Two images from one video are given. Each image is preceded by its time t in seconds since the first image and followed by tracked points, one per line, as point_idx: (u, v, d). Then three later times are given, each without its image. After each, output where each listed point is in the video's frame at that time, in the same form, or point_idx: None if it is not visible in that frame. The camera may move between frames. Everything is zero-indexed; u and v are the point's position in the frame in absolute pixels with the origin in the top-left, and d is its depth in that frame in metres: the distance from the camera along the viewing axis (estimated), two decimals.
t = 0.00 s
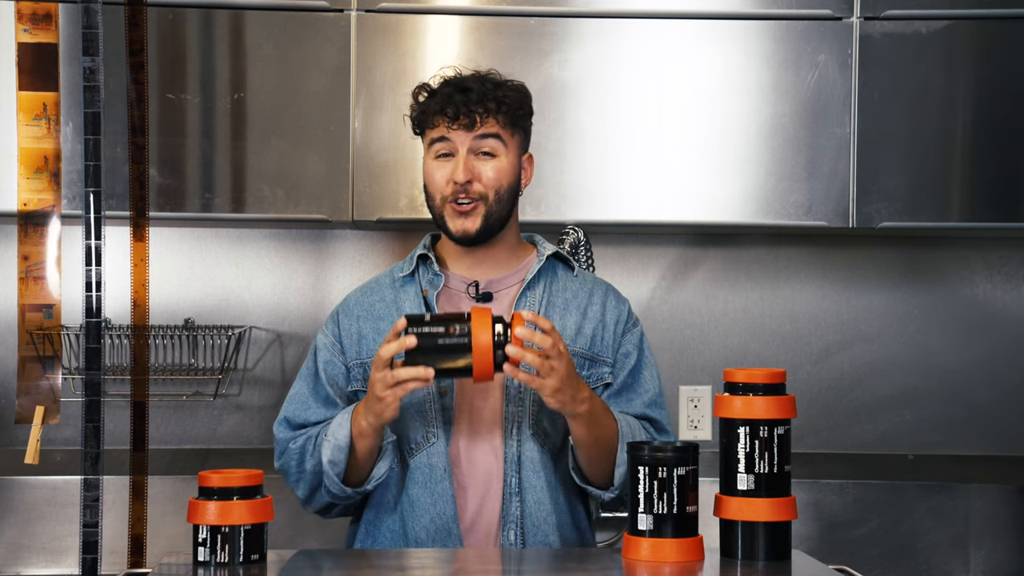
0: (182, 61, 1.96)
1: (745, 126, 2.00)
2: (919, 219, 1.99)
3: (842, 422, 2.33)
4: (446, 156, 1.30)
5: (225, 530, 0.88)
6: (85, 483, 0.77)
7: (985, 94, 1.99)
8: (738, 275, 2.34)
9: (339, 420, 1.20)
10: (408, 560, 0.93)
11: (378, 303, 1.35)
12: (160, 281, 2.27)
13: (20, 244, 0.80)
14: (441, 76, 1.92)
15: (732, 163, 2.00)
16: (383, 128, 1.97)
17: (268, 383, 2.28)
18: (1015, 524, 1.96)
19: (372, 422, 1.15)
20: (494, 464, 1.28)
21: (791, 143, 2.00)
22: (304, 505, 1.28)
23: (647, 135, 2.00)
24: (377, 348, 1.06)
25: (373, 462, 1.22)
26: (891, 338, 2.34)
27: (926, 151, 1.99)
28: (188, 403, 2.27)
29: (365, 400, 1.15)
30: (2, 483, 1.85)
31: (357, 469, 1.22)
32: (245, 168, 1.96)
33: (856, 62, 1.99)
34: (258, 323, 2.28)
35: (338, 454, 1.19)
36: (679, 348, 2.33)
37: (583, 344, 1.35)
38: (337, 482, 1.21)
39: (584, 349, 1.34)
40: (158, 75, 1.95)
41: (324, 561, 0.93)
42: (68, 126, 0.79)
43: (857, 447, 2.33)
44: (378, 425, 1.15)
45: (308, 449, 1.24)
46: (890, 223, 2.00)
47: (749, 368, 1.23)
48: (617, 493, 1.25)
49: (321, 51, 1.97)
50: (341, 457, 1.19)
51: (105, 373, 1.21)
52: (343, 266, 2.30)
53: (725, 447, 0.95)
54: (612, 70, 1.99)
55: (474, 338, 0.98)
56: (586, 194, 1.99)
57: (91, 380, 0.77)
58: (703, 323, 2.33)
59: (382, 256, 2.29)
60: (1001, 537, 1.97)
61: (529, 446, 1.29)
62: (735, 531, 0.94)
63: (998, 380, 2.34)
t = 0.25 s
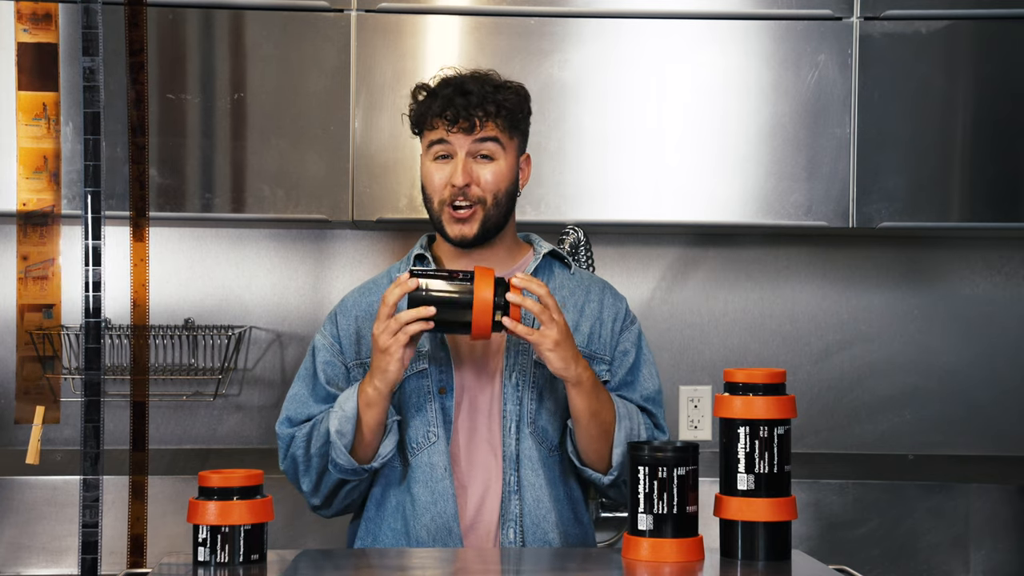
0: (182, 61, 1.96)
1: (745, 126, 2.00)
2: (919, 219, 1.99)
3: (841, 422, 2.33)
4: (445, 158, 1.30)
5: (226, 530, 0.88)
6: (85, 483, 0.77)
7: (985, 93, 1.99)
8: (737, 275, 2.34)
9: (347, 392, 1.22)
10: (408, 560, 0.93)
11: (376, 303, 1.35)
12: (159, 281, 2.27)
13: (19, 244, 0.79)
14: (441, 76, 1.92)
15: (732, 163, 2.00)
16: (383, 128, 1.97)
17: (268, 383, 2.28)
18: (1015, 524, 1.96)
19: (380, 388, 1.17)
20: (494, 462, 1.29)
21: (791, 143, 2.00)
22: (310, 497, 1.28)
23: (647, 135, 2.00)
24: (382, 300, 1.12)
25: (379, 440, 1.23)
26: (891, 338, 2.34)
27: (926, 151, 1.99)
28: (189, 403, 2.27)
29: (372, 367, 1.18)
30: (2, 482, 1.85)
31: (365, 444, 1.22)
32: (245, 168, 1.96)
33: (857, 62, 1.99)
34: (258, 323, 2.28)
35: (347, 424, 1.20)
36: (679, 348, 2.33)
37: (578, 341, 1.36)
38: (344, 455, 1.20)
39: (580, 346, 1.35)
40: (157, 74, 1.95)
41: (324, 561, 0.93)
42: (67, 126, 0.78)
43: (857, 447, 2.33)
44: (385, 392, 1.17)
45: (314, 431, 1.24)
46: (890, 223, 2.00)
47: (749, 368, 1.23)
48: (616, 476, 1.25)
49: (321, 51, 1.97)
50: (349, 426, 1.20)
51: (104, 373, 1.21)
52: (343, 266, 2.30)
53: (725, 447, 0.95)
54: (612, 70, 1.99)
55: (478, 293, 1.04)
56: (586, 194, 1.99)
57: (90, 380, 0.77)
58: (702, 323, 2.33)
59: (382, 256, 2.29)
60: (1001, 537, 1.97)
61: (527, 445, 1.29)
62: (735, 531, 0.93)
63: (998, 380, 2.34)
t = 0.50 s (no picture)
0: (182, 61, 1.96)
1: (745, 126, 2.00)
2: (919, 219, 1.99)
3: (841, 422, 2.33)
4: (437, 165, 1.30)
5: (226, 530, 0.88)
6: (85, 483, 0.76)
7: (985, 93, 1.99)
8: (737, 275, 2.34)
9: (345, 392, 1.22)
10: (408, 560, 0.93)
11: (374, 304, 1.35)
12: (160, 281, 2.27)
13: (19, 244, 0.78)
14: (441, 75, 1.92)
15: (732, 163, 2.00)
16: (383, 128, 1.97)
17: (268, 383, 2.28)
18: (1015, 524, 1.96)
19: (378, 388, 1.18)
20: (493, 462, 1.29)
21: (791, 143, 2.00)
22: (310, 499, 1.28)
23: (647, 135, 2.00)
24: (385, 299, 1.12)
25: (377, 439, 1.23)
26: (891, 338, 2.34)
27: (926, 152, 1.99)
28: (189, 403, 2.27)
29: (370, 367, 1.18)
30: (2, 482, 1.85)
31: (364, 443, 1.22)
32: (245, 168, 1.96)
33: (856, 62, 1.99)
34: (258, 323, 2.28)
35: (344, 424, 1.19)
36: (679, 348, 2.33)
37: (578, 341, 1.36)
38: (344, 456, 1.20)
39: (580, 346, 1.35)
40: (157, 74, 1.95)
41: (324, 561, 0.93)
42: (67, 126, 0.78)
43: (857, 447, 2.33)
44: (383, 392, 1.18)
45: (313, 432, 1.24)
46: (890, 223, 2.00)
47: (749, 368, 1.23)
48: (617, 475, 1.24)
49: (321, 51, 1.97)
50: (347, 428, 1.19)
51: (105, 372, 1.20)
52: (343, 266, 2.30)
53: (725, 447, 0.95)
54: (612, 70, 1.99)
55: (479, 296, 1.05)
56: (586, 194, 1.99)
57: (90, 380, 0.77)
58: (703, 323, 2.33)
59: (382, 256, 2.30)
60: (1001, 537, 1.97)
61: (527, 445, 1.29)
62: (735, 531, 0.93)
63: (998, 380, 2.34)
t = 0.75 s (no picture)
0: (182, 61, 1.96)
1: (745, 126, 2.00)
2: (919, 219, 1.99)
3: (841, 422, 2.33)
4: (436, 165, 1.30)
5: (226, 530, 0.88)
6: (85, 483, 0.76)
7: (985, 93, 1.99)
8: (737, 275, 2.34)
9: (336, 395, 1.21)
10: (407, 560, 0.93)
11: (373, 305, 1.35)
12: (160, 281, 2.27)
13: (19, 244, 0.77)
14: (441, 75, 1.92)
15: (732, 163, 2.00)
16: (383, 128, 1.97)
17: (268, 383, 2.28)
18: (1015, 524, 1.96)
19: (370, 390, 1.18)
20: (492, 463, 1.29)
21: (791, 143, 2.00)
22: (306, 501, 1.27)
23: (646, 135, 2.00)
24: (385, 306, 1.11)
25: (371, 441, 1.22)
26: (891, 338, 2.34)
27: (926, 151, 1.99)
28: (189, 403, 2.27)
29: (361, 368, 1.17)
30: (2, 482, 1.85)
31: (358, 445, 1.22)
32: (245, 168, 1.96)
33: (857, 62, 1.99)
34: (258, 323, 2.28)
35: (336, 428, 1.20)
36: (679, 348, 2.33)
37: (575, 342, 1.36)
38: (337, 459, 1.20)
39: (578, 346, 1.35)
40: (157, 74, 1.95)
41: (324, 561, 0.93)
42: (67, 126, 0.76)
43: (857, 447, 2.33)
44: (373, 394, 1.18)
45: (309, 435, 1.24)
46: (890, 223, 2.00)
47: (750, 368, 1.23)
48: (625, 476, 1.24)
49: (321, 51, 1.97)
50: (339, 430, 1.20)
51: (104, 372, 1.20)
52: (343, 266, 2.30)
53: (725, 447, 0.95)
54: (612, 69, 1.99)
55: (478, 307, 1.03)
56: (586, 194, 1.99)
57: (90, 380, 0.77)
58: (703, 323, 2.33)
59: (382, 256, 2.30)
60: (1001, 537, 1.97)
61: (525, 445, 1.29)
62: (735, 531, 0.93)
63: (998, 380, 2.34)
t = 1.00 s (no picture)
0: (182, 61, 1.96)
1: (745, 126, 2.00)
2: (919, 219, 1.99)
3: (842, 422, 2.33)
4: (456, 160, 1.31)
5: (226, 530, 0.88)
6: (86, 483, 0.76)
7: (985, 93, 1.99)
8: (738, 275, 2.34)
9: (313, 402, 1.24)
10: (407, 560, 0.93)
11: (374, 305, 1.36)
12: (160, 281, 2.27)
13: (18, 244, 0.75)
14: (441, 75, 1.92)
15: (732, 163, 2.00)
16: (383, 128, 1.97)
17: (268, 383, 2.28)
18: (1015, 524, 1.95)
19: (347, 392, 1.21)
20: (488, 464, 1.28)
21: (791, 143, 2.00)
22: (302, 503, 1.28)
23: (646, 135, 2.00)
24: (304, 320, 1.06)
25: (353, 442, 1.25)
26: (891, 338, 2.34)
27: (926, 152, 1.99)
28: (189, 403, 2.27)
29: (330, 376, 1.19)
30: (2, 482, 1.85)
31: (342, 447, 1.24)
32: (245, 168, 1.96)
33: (856, 62, 1.99)
34: (258, 324, 2.28)
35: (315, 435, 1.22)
36: (679, 348, 2.33)
37: (574, 340, 1.35)
38: (323, 464, 1.23)
39: (576, 344, 1.35)
40: (158, 74, 1.95)
41: (324, 561, 0.93)
42: (66, 126, 0.75)
43: (857, 447, 2.33)
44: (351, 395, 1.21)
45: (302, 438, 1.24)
46: (890, 223, 2.00)
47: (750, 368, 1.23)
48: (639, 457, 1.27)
49: (321, 52, 1.97)
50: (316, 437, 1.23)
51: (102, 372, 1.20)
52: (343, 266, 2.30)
53: (725, 447, 0.95)
54: (612, 70, 1.99)
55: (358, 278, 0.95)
56: (586, 194, 1.99)
57: (91, 380, 0.77)
58: (703, 323, 2.33)
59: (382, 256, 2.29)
60: (1001, 537, 1.97)
61: (523, 446, 1.28)
62: (735, 531, 0.93)
63: (998, 380, 2.34)
